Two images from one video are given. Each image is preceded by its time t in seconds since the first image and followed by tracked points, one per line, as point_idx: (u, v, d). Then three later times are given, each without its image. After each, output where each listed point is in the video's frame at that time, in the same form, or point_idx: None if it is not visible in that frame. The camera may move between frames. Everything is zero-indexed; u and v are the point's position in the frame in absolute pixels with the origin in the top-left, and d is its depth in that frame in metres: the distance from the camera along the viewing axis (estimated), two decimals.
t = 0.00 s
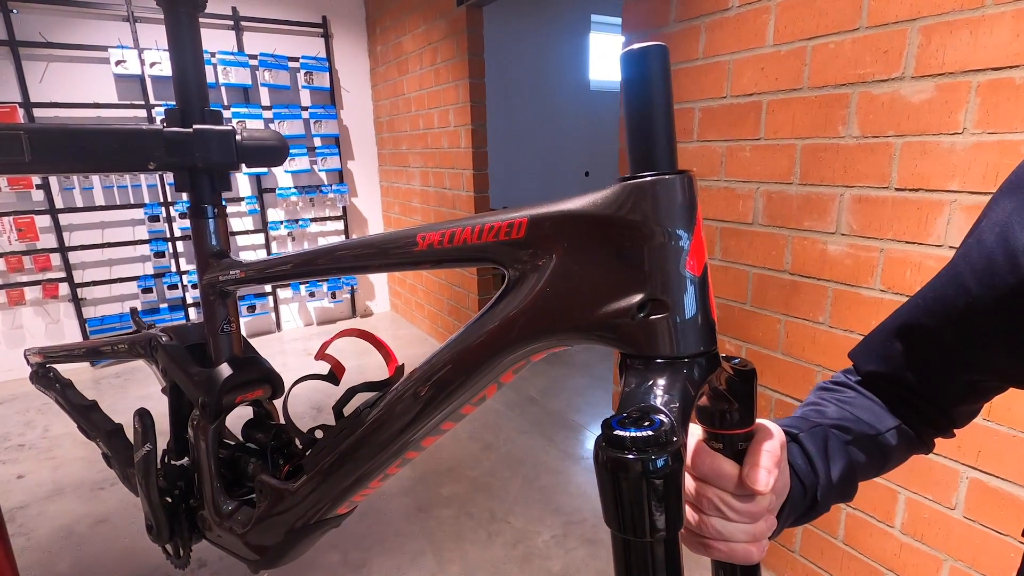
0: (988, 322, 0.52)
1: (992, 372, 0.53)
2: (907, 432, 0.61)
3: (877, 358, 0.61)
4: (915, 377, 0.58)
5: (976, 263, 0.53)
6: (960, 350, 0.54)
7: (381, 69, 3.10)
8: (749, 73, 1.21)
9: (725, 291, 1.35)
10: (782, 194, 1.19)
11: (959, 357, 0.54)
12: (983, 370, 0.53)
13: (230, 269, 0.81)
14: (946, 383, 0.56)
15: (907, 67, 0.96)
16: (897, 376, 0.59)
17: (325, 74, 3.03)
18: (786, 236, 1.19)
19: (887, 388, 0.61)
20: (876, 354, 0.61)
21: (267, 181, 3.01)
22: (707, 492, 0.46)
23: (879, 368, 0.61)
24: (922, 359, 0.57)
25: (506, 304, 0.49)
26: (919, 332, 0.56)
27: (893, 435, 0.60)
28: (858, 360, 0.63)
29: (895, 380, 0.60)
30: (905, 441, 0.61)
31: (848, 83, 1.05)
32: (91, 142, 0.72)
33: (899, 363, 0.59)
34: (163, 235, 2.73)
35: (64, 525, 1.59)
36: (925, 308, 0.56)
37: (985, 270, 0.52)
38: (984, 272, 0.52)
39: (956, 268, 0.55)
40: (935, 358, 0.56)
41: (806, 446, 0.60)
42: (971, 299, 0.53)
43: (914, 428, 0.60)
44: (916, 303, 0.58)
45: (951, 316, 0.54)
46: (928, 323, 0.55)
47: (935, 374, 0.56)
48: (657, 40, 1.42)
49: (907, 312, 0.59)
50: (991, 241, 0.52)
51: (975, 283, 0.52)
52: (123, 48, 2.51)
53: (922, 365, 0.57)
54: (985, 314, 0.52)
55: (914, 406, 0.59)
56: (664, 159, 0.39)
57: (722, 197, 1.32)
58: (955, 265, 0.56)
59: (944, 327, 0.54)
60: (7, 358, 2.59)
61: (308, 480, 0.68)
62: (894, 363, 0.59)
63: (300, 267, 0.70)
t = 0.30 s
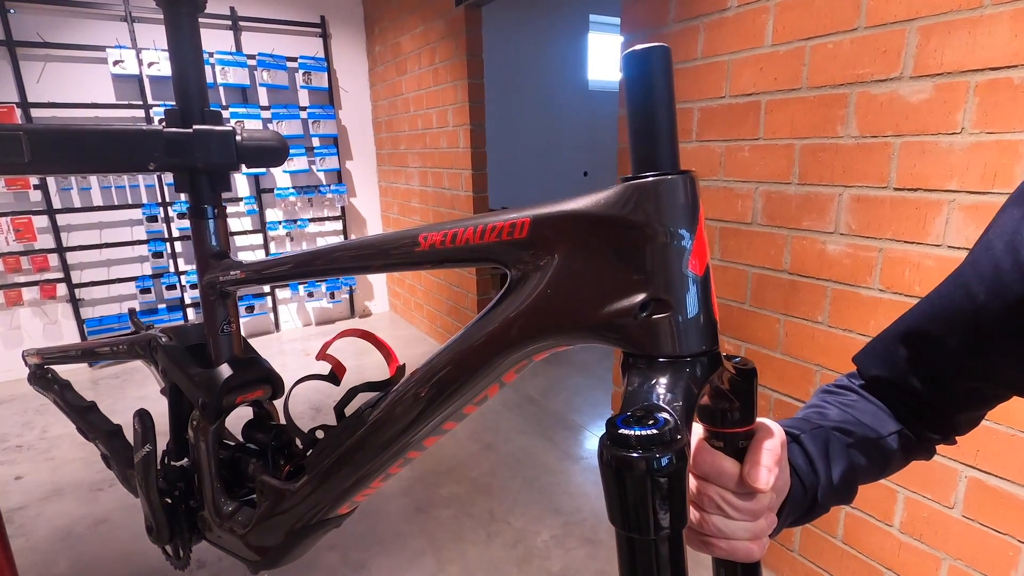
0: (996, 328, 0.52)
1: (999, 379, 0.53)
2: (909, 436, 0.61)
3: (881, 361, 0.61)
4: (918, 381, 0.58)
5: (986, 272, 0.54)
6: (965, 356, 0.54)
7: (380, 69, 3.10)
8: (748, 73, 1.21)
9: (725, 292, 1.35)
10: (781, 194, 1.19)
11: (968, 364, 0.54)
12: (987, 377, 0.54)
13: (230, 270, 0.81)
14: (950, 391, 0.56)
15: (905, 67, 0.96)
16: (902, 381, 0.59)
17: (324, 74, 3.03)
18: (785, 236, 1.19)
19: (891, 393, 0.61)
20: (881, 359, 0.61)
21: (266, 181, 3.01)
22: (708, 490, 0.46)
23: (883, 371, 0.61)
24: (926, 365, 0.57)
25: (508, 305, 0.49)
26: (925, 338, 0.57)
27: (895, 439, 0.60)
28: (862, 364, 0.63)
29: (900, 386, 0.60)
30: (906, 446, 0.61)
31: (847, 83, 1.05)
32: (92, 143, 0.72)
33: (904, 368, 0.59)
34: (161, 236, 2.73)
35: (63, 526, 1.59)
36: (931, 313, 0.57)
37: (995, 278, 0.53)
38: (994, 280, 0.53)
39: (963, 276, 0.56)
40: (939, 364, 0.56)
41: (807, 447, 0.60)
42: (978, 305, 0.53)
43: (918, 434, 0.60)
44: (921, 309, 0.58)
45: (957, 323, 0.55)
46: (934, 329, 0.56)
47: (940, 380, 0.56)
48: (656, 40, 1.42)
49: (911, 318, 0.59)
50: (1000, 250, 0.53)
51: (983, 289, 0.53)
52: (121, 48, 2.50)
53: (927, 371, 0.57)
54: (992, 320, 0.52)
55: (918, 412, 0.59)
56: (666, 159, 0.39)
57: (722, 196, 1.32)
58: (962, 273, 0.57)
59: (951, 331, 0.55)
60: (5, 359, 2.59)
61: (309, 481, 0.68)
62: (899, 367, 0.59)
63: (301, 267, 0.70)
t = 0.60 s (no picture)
0: (1015, 323, 0.51)
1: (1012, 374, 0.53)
2: (906, 431, 0.60)
3: (885, 354, 0.60)
4: (923, 375, 0.57)
5: (1005, 266, 0.52)
6: (975, 349, 0.54)
7: (377, 67, 3.09)
8: (745, 69, 1.21)
9: (721, 289, 1.35)
10: (778, 190, 1.18)
11: (982, 360, 0.54)
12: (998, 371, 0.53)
13: (220, 263, 0.80)
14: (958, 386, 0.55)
15: (901, 62, 0.96)
16: (908, 376, 0.58)
17: (320, 72, 3.02)
18: (782, 232, 1.19)
19: (894, 389, 0.60)
20: (885, 352, 0.60)
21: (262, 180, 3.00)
22: (699, 482, 0.45)
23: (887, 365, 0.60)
24: (935, 360, 0.56)
25: (498, 294, 0.49)
26: (937, 332, 0.56)
27: (892, 433, 0.60)
28: (866, 357, 0.62)
29: (905, 380, 0.59)
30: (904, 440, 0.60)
31: (844, 79, 1.04)
32: (79, 134, 0.71)
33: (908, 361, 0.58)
34: (158, 234, 2.71)
35: (58, 525, 1.58)
36: (943, 307, 0.56)
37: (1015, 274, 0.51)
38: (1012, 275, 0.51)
39: (980, 269, 0.54)
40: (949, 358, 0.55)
41: (800, 440, 0.60)
42: (996, 300, 0.52)
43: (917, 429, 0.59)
44: (933, 302, 0.57)
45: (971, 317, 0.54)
46: (946, 322, 0.55)
47: (951, 376, 0.55)
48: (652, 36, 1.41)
49: (920, 311, 0.58)
50: None
51: (1002, 284, 0.52)
52: (116, 46, 2.49)
53: (934, 364, 0.56)
54: (1011, 316, 0.51)
55: (921, 407, 0.58)
56: (656, 145, 0.38)
57: (718, 193, 1.31)
58: (980, 265, 0.55)
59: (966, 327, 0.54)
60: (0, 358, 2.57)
61: (300, 475, 0.68)
62: (904, 361, 0.59)
63: (292, 260, 0.69)
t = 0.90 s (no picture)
0: None
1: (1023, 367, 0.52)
2: (909, 424, 0.59)
3: (893, 347, 0.60)
4: (933, 367, 0.57)
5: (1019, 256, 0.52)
6: (987, 341, 0.53)
7: (375, 64, 3.08)
8: (742, 66, 1.20)
9: (718, 286, 1.34)
10: (774, 187, 1.18)
11: (992, 352, 0.53)
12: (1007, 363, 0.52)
13: (211, 256, 0.80)
14: (968, 378, 0.55)
15: (897, 58, 0.96)
16: (914, 368, 0.58)
17: (318, 70, 3.01)
18: (779, 229, 1.19)
19: (900, 382, 0.60)
20: (895, 345, 0.60)
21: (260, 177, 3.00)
22: (688, 471, 0.46)
23: (895, 358, 0.60)
24: (948, 351, 0.56)
25: (487, 282, 0.48)
26: (947, 322, 0.56)
27: (894, 427, 0.59)
28: (874, 349, 0.62)
29: (914, 372, 0.58)
30: (905, 434, 0.59)
31: (840, 75, 1.04)
32: (68, 126, 0.70)
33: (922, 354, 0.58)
34: (155, 232, 2.68)
35: (54, 523, 1.57)
36: (955, 297, 0.55)
37: None
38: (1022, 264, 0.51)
39: (993, 259, 0.54)
40: (961, 349, 0.55)
41: (796, 431, 0.59)
42: (1009, 291, 0.52)
43: (920, 423, 0.58)
44: (944, 294, 0.57)
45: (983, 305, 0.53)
46: (957, 313, 0.55)
47: (963, 368, 0.55)
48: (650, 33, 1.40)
49: (930, 301, 0.58)
50: None
51: (1016, 275, 0.51)
52: (113, 42, 2.48)
53: (946, 357, 0.56)
54: None
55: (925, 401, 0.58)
56: (644, 130, 0.38)
57: (715, 190, 1.31)
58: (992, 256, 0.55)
59: (978, 317, 0.53)
60: None
61: (291, 468, 0.67)
62: (914, 354, 0.58)
63: (284, 251, 0.69)
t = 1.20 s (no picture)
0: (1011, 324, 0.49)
1: (1017, 377, 0.50)
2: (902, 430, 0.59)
3: (884, 354, 0.60)
4: (923, 374, 0.56)
5: (1005, 265, 0.50)
6: (974, 351, 0.52)
7: (374, 67, 3.09)
8: (740, 69, 1.21)
9: (716, 288, 1.35)
10: (772, 190, 1.18)
11: (980, 362, 0.52)
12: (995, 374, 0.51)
13: (208, 259, 0.80)
14: (957, 388, 0.54)
15: (894, 61, 0.96)
16: (904, 374, 0.58)
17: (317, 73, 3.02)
18: (778, 231, 1.19)
19: (888, 386, 0.60)
20: (887, 352, 0.59)
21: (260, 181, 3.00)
22: (681, 475, 0.46)
23: (887, 364, 0.59)
24: (937, 362, 0.55)
25: (481, 287, 0.49)
26: (934, 331, 0.54)
27: (888, 432, 0.59)
28: (868, 355, 0.62)
29: (905, 380, 0.58)
30: (900, 439, 0.59)
31: (837, 78, 1.04)
32: (65, 131, 0.71)
33: (911, 363, 0.57)
34: (154, 235, 2.69)
35: (53, 526, 1.57)
36: (942, 306, 0.54)
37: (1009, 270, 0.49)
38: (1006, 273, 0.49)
39: (982, 267, 0.52)
40: (949, 358, 0.54)
41: (790, 436, 0.60)
42: (997, 300, 0.50)
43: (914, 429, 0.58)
44: (932, 301, 0.56)
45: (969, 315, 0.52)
46: (943, 323, 0.53)
47: (953, 378, 0.54)
48: (648, 37, 1.41)
49: (919, 309, 0.56)
50: None
51: (1002, 285, 0.49)
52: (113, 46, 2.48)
53: (933, 365, 0.55)
54: (1012, 318, 0.49)
55: (919, 407, 0.58)
56: (635, 136, 0.38)
57: (714, 193, 1.31)
58: (981, 263, 0.53)
59: (965, 327, 0.52)
60: None
61: (288, 472, 0.67)
62: (904, 361, 0.57)
63: (280, 255, 0.69)
